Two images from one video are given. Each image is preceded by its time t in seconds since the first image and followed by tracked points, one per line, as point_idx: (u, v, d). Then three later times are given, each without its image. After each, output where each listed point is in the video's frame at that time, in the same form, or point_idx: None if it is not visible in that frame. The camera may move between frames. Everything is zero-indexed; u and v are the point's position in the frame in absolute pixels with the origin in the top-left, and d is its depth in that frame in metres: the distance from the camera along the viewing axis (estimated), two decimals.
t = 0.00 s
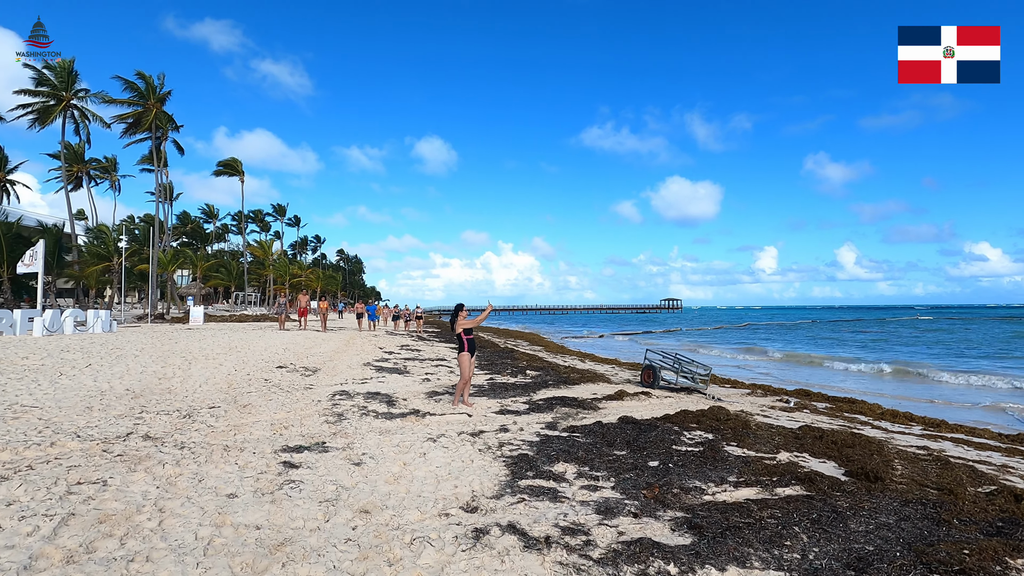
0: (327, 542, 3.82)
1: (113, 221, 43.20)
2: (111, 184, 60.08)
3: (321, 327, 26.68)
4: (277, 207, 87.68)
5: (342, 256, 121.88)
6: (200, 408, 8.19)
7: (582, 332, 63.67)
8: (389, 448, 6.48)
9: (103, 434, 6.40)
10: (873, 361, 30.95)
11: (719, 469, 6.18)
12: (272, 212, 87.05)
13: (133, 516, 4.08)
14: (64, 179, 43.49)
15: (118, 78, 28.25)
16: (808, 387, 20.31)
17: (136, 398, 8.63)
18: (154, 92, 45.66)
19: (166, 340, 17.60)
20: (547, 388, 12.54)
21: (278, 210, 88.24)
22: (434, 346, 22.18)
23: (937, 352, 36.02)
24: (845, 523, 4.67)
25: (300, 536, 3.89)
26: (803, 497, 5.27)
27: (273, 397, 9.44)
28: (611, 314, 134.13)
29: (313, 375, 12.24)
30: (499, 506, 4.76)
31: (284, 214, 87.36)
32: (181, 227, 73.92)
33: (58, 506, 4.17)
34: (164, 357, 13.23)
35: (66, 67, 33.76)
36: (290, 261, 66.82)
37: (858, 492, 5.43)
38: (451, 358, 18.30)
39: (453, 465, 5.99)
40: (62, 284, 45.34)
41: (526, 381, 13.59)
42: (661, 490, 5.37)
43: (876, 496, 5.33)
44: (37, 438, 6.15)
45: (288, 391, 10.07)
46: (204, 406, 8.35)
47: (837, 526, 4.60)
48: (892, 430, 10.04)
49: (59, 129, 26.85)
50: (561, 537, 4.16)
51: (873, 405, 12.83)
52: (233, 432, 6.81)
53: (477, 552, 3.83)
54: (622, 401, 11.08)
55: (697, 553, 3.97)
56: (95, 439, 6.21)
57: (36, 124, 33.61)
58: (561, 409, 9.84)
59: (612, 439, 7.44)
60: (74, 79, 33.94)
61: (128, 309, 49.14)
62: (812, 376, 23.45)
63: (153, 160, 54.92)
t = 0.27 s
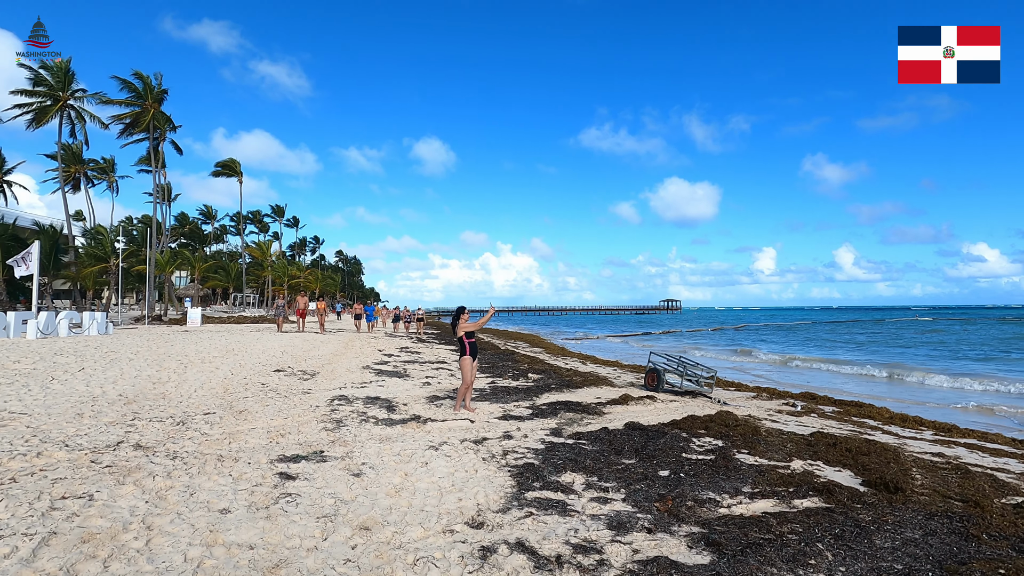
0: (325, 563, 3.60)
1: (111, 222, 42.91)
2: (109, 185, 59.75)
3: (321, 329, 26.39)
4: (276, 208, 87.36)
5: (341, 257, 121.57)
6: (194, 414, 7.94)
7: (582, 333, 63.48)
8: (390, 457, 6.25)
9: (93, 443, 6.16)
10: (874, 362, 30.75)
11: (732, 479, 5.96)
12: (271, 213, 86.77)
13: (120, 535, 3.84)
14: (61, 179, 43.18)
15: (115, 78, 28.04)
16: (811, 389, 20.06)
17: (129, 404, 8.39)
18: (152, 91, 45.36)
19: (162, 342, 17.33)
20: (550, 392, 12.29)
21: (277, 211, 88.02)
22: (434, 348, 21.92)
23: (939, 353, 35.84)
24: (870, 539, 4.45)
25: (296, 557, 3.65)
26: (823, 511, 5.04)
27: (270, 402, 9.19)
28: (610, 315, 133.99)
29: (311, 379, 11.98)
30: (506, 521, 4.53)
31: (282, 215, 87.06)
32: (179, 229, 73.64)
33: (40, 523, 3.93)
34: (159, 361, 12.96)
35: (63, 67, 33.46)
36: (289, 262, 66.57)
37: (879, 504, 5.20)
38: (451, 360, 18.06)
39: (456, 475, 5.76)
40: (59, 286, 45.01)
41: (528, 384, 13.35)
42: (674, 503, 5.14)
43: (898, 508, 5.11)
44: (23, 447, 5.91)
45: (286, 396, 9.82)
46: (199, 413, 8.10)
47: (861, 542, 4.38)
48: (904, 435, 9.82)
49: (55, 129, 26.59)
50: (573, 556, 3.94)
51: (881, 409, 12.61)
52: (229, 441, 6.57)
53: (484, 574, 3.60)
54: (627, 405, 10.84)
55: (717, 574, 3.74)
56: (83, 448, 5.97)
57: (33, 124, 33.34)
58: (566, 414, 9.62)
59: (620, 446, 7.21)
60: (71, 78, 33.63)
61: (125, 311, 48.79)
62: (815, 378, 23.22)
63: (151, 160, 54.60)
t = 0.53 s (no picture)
0: None
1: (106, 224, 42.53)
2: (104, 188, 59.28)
3: (318, 332, 26.04)
4: (273, 211, 86.97)
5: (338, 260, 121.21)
6: (189, 420, 7.65)
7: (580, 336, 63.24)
8: (393, 465, 5.98)
9: (81, 451, 5.87)
10: (875, 365, 30.58)
11: (752, 487, 5.71)
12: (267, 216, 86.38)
13: (105, 553, 3.56)
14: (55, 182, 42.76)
15: (110, 79, 27.72)
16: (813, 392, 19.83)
17: (120, 410, 8.08)
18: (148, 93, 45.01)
19: (156, 346, 16.99)
20: (554, 396, 12.01)
21: (274, 214, 87.66)
22: (433, 352, 21.63)
23: (938, 356, 35.73)
24: (906, 553, 4.20)
25: None
26: (852, 522, 4.79)
27: (267, 407, 8.90)
28: (607, 319, 133.91)
29: (309, 383, 11.68)
30: (519, 535, 4.26)
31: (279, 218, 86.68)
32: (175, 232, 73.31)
33: (20, 541, 3.65)
34: (153, 365, 12.64)
35: (57, 68, 33.10)
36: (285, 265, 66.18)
37: (909, 514, 4.96)
38: (450, 364, 17.78)
39: (463, 485, 5.49)
40: (53, 289, 44.55)
41: (531, 388, 13.07)
42: (694, 514, 4.88)
43: (930, 519, 4.86)
44: (7, 456, 5.61)
45: (283, 401, 9.53)
46: (194, 418, 7.81)
47: (896, 556, 4.13)
48: (917, 440, 9.59)
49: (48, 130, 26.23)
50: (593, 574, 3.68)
51: (891, 413, 12.38)
52: (224, 448, 6.28)
53: None
54: (633, 410, 10.58)
55: None
56: (71, 457, 5.67)
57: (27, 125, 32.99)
58: (571, 419, 9.36)
59: (631, 453, 6.95)
60: (65, 79, 33.28)
61: (119, 314, 48.31)
62: (817, 381, 23.01)
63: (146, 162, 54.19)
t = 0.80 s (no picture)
0: None
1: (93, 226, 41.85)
2: (91, 189, 58.45)
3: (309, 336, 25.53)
4: (263, 214, 86.18)
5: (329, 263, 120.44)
6: (176, 429, 7.34)
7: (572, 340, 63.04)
8: (391, 476, 5.72)
9: (60, 463, 5.55)
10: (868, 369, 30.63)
11: (764, 497, 5.51)
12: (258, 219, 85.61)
13: None
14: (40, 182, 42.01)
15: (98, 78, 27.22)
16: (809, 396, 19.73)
17: (103, 418, 7.74)
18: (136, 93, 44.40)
19: (143, 350, 16.56)
20: (552, 401, 11.79)
21: (264, 216, 86.94)
22: (427, 356, 21.35)
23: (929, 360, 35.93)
24: (933, 568, 4.01)
25: None
26: (872, 534, 4.61)
27: (257, 414, 8.59)
28: (599, 322, 133.90)
29: (301, 389, 11.36)
30: (527, 552, 4.02)
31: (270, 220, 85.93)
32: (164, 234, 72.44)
33: None
34: (139, 370, 12.25)
35: (43, 68, 32.51)
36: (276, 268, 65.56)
37: (929, 526, 4.78)
38: (445, 368, 17.50)
39: (466, 496, 5.25)
40: (37, 291, 43.73)
41: (528, 393, 12.83)
42: (709, 527, 4.67)
43: (952, 531, 4.69)
44: None
45: (275, 407, 9.22)
46: (181, 426, 7.49)
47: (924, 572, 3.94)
48: (921, 446, 9.46)
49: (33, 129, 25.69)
50: None
51: (891, 418, 12.30)
52: (212, 458, 5.99)
53: None
54: (634, 415, 10.39)
55: None
56: (49, 469, 5.35)
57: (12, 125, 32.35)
58: (572, 425, 9.15)
59: (636, 462, 6.74)
60: (52, 79, 32.70)
61: (105, 317, 47.52)
62: (813, 386, 22.94)
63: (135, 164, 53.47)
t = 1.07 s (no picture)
0: None
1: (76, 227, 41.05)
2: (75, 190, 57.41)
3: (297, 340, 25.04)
4: (251, 215, 85.25)
5: (317, 266, 119.39)
6: (159, 438, 7.02)
7: (563, 343, 62.93)
8: (385, 488, 5.47)
9: (33, 476, 5.24)
10: (858, 372, 30.75)
11: (772, 508, 5.35)
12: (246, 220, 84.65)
13: None
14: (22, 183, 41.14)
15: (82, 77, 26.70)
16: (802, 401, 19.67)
17: (82, 427, 7.40)
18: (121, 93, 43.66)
19: (126, 354, 16.12)
20: (548, 407, 11.59)
21: (252, 218, 86.07)
22: (418, 360, 21.06)
23: (917, 363, 36.21)
24: None
25: None
26: (887, 548, 4.45)
27: (245, 422, 8.29)
28: (590, 326, 133.97)
29: (290, 395, 11.05)
30: (532, 571, 3.81)
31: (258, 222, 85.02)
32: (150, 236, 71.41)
33: None
34: (122, 375, 11.88)
35: (26, 65, 31.84)
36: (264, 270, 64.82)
37: (944, 539, 4.64)
38: (437, 373, 17.23)
39: (464, 510, 5.02)
40: (18, 294, 42.80)
41: (522, 399, 12.61)
42: (719, 542, 4.48)
43: (967, 544, 4.55)
44: None
45: (263, 414, 8.93)
46: (165, 435, 7.19)
47: None
48: (921, 452, 9.37)
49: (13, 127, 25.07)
50: None
51: (887, 422, 12.25)
52: (196, 470, 5.70)
53: None
54: (631, 421, 10.22)
55: None
56: (21, 483, 5.05)
57: None
58: (569, 431, 8.97)
59: (638, 471, 6.54)
60: (34, 78, 32.03)
61: (89, 320, 46.60)
62: (805, 389, 22.95)
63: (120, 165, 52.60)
